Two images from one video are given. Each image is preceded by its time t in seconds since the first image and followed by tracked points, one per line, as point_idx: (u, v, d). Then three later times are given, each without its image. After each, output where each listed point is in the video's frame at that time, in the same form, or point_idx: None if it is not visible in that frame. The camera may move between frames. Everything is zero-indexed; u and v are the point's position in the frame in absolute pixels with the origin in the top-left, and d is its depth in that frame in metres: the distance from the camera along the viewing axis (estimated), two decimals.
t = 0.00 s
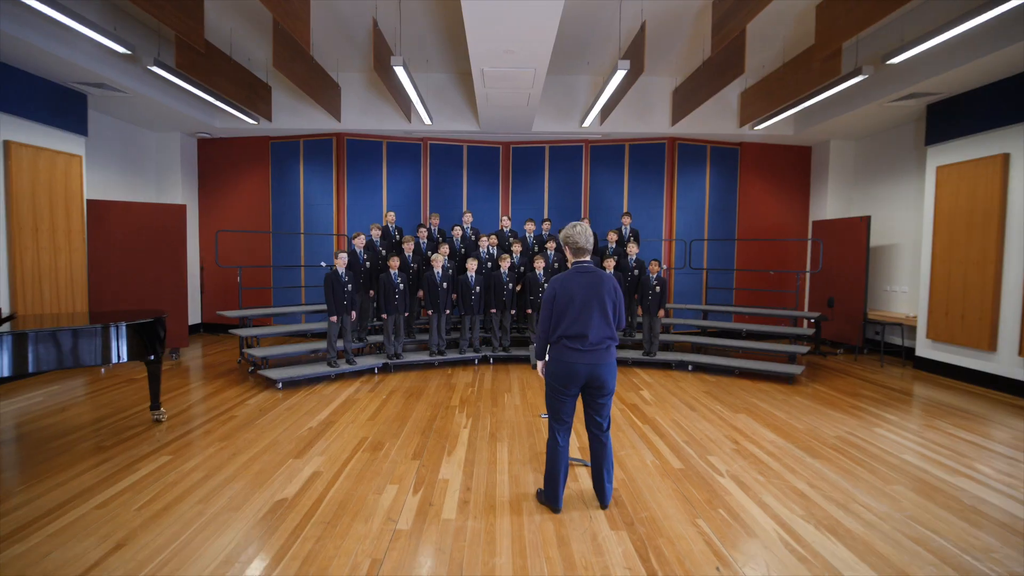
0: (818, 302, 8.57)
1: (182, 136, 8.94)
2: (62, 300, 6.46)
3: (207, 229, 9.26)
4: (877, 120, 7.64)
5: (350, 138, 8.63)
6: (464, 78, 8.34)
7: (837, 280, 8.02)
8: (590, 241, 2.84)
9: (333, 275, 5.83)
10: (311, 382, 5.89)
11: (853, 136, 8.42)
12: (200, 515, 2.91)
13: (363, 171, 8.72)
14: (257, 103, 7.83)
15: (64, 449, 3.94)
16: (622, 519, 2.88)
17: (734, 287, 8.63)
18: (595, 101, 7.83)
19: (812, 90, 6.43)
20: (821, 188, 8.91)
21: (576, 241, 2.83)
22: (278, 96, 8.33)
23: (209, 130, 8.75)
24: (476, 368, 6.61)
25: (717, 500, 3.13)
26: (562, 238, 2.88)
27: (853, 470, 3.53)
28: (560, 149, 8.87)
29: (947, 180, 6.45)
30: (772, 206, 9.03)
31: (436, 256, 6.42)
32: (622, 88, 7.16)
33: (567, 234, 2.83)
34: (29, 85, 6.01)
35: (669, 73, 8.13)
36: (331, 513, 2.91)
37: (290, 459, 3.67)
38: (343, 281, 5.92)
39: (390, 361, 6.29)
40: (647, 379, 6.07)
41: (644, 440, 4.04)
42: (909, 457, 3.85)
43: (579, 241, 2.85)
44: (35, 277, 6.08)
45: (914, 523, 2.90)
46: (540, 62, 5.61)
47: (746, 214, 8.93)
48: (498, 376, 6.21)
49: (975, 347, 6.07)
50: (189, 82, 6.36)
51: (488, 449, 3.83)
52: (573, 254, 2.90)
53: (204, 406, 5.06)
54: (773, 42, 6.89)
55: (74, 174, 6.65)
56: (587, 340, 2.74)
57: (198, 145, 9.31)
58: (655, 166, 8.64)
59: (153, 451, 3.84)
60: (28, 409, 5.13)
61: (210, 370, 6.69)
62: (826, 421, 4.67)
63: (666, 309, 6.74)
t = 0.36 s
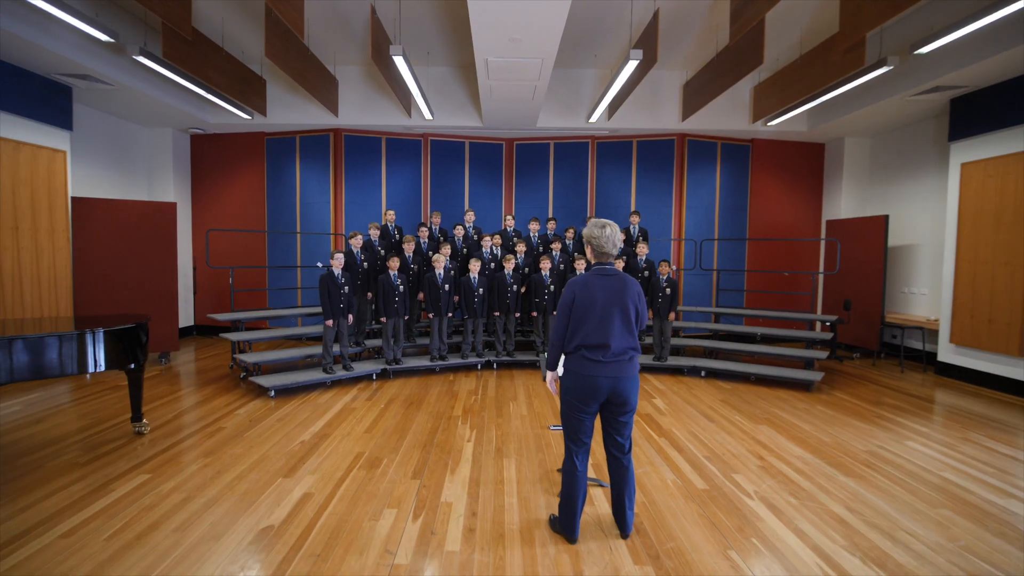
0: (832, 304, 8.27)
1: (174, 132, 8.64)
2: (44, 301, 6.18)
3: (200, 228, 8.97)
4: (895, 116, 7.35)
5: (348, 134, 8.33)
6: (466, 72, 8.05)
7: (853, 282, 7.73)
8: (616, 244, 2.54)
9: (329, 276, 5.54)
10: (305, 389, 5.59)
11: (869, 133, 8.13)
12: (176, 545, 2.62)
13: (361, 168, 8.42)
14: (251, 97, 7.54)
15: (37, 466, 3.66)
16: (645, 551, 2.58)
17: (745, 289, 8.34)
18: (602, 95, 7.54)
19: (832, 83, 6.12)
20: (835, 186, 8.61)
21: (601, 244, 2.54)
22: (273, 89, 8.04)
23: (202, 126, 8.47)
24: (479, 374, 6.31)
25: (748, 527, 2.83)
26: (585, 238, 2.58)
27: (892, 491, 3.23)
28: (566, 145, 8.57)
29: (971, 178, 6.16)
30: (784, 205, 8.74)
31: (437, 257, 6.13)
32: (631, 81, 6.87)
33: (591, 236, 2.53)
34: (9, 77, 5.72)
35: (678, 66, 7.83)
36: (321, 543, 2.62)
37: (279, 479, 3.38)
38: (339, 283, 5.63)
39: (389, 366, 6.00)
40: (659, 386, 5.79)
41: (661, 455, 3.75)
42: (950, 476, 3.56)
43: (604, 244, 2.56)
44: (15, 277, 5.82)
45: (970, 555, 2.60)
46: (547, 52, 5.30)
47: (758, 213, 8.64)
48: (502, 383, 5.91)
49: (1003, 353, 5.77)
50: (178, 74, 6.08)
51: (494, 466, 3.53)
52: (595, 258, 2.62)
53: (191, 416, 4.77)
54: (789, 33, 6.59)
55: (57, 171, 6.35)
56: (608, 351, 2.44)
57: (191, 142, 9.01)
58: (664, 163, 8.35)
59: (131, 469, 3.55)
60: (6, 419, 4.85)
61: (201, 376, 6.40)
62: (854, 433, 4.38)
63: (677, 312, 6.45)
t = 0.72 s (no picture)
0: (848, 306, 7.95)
1: (165, 126, 8.35)
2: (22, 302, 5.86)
3: (192, 226, 8.67)
4: (916, 109, 7.03)
5: (345, 128, 8.03)
6: (468, 64, 7.74)
7: (870, 282, 7.42)
8: (643, 238, 2.27)
9: (322, 276, 5.24)
10: (297, 396, 5.28)
11: (886, 127, 7.81)
12: None
13: (358, 164, 8.11)
14: (243, 90, 7.24)
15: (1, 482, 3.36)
16: None
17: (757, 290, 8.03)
18: (609, 87, 7.24)
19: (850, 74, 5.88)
20: (850, 184, 8.30)
21: (627, 238, 2.26)
22: (267, 82, 7.75)
23: (193, 120, 8.17)
24: (481, 379, 5.99)
25: (784, 558, 2.52)
26: (608, 231, 2.31)
27: (939, 515, 2.92)
28: (570, 140, 8.26)
29: (1000, 173, 5.84)
30: (796, 203, 8.43)
31: (437, 256, 5.83)
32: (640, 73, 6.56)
33: (615, 227, 2.26)
34: None
35: (688, 58, 7.52)
36: None
37: (263, 498, 3.08)
38: (333, 284, 5.33)
39: (385, 371, 5.69)
40: (671, 393, 5.48)
41: (681, 473, 3.44)
42: (998, 496, 3.25)
43: (630, 238, 2.27)
44: None
45: None
46: (553, 38, 4.99)
47: (770, 211, 8.33)
48: (505, 389, 5.60)
49: None
50: (164, 64, 5.78)
51: (499, 485, 3.23)
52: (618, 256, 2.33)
53: (174, 425, 4.47)
54: (806, 21, 6.28)
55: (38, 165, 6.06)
56: (631, 362, 2.15)
57: (182, 136, 8.71)
58: (673, 159, 8.04)
59: (102, 486, 3.25)
60: None
61: (189, 381, 6.09)
62: (885, 446, 4.08)
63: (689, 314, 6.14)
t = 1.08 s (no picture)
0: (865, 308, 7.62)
1: (153, 121, 8.04)
2: None
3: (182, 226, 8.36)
4: (937, 102, 6.71)
5: (339, 124, 7.71)
6: (467, 56, 7.43)
7: (888, 284, 7.10)
8: (668, 239, 2.01)
9: (312, 279, 4.93)
10: (285, 406, 4.97)
11: (903, 122, 7.49)
12: None
13: (353, 161, 7.79)
14: (231, 83, 6.93)
15: None
16: None
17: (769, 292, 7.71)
18: (615, 79, 6.92)
19: (871, 64, 5.60)
20: (865, 181, 7.97)
21: (652, 238, 1.98)
22: (257, 76, 7.44)
23: (182, 115, 7.86)
24: (481, 386, 5.67)
25: None
26: (629, 229, 2.02)
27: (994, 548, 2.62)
28: (574, 136, 7.94)
29: None
30: (809, 201, 8.11)
31: (435, 257, 5.53)
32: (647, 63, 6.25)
33: (641, 225, 1.98)
34: None
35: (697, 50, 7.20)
36: None
37: (238, 527, 2.77)
38: (325, 286, 5.02)
39: (380, 379, 5.38)
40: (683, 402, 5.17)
41: (701, 496, 3.13)
42: None
43: (654, 237, 1.99)
44: None
45: None
46: (558, 23, 4.67)
47: (781, 210, 8.01)
48: (506, 398, 5.28)
49: None
50: (146, 54, 5.48)
51: (500, 512, 2.91)
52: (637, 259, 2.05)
53: (151, 438, 4.16)
54: (824, 9, 5.96)
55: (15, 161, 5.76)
56: (657, 383, 1.84)
57: (171, 133, 8.40)
58: (681, 155, 7.71)
59: (61, 512, 2.93)
60: None
61: (173, 388, 5.78)
62: (920, 463, 3.76)
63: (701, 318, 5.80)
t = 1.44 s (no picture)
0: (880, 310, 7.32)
1: (138, 115, 7.73)
2: None
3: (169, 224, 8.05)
4: (957, 95, 6.41)
5: (332, 118, 7.40)
6: (466, 47, 7.12)
7: (906, 284, 6.81)
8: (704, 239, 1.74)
9: (301, 280, 4.63)
10: (272, 416, 4.66)
11: (920, 116, 7.20)
12: None
13: (347, 157, 7.47)
14: (218, 74, 6.62)
15: None
16: None
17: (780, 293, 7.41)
18: (620, 71, 6.62)
19: (892, 53, 5.33)
20: (879, 177, 7.68)
21: (686, 239, 1.69)
22: (247, 68, 7.13)
23: (169, 109, 7.54)
24: (481, 393, 5.36)
25: None
26: (657, 225, 1.73)
27: None
28: (577, 131, 7.64)
29: None
30: (820, 199, 7.81)
31: (432, 256, 5.23)
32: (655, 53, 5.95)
33: (676, 223, 1.68)
34: None
35: (706, 40, 6.91)
36: None
37: (208, 560, 2.46)
38: (315, 288, 4.72)
39: (373, 386, 5.07)
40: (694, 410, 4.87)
41: (724, 521, 2.83)
42: None
43: (687, 236, 1.70)
44: None
45: None
46: (563, 6, 4.36)
47: (792, 207, 7.71)
48: (507, 406, 4.97)
49: None
50: (124, 41, 5.17)
51: (502, 541, 2.61)
52: (662, 258, 1.77)
53: (124, 453, 3.85)
54: None
55: None
56: (692, 407, 1.54)
57: (158, 127, 8.08)
58: (689, 150, 7.40)
59: (11, 542, 2.63)
60: None
61: (156, 396, 5.47)
62: (959, 479, 3.46)
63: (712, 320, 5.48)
